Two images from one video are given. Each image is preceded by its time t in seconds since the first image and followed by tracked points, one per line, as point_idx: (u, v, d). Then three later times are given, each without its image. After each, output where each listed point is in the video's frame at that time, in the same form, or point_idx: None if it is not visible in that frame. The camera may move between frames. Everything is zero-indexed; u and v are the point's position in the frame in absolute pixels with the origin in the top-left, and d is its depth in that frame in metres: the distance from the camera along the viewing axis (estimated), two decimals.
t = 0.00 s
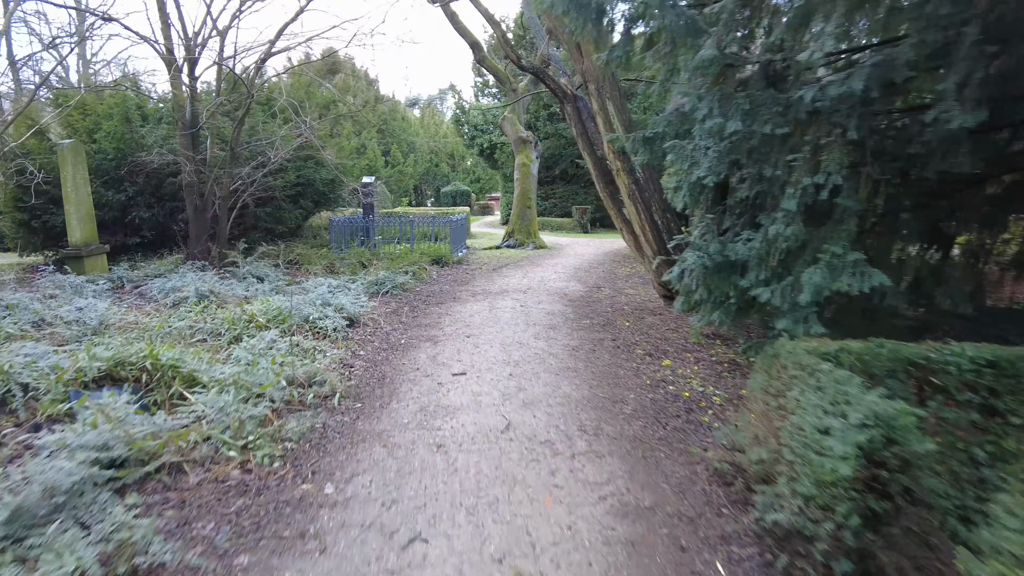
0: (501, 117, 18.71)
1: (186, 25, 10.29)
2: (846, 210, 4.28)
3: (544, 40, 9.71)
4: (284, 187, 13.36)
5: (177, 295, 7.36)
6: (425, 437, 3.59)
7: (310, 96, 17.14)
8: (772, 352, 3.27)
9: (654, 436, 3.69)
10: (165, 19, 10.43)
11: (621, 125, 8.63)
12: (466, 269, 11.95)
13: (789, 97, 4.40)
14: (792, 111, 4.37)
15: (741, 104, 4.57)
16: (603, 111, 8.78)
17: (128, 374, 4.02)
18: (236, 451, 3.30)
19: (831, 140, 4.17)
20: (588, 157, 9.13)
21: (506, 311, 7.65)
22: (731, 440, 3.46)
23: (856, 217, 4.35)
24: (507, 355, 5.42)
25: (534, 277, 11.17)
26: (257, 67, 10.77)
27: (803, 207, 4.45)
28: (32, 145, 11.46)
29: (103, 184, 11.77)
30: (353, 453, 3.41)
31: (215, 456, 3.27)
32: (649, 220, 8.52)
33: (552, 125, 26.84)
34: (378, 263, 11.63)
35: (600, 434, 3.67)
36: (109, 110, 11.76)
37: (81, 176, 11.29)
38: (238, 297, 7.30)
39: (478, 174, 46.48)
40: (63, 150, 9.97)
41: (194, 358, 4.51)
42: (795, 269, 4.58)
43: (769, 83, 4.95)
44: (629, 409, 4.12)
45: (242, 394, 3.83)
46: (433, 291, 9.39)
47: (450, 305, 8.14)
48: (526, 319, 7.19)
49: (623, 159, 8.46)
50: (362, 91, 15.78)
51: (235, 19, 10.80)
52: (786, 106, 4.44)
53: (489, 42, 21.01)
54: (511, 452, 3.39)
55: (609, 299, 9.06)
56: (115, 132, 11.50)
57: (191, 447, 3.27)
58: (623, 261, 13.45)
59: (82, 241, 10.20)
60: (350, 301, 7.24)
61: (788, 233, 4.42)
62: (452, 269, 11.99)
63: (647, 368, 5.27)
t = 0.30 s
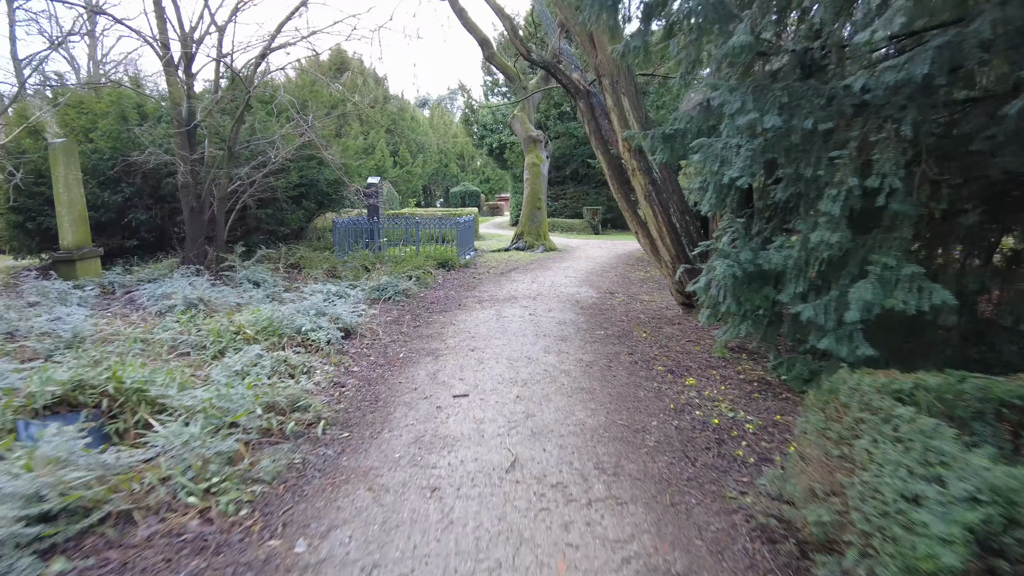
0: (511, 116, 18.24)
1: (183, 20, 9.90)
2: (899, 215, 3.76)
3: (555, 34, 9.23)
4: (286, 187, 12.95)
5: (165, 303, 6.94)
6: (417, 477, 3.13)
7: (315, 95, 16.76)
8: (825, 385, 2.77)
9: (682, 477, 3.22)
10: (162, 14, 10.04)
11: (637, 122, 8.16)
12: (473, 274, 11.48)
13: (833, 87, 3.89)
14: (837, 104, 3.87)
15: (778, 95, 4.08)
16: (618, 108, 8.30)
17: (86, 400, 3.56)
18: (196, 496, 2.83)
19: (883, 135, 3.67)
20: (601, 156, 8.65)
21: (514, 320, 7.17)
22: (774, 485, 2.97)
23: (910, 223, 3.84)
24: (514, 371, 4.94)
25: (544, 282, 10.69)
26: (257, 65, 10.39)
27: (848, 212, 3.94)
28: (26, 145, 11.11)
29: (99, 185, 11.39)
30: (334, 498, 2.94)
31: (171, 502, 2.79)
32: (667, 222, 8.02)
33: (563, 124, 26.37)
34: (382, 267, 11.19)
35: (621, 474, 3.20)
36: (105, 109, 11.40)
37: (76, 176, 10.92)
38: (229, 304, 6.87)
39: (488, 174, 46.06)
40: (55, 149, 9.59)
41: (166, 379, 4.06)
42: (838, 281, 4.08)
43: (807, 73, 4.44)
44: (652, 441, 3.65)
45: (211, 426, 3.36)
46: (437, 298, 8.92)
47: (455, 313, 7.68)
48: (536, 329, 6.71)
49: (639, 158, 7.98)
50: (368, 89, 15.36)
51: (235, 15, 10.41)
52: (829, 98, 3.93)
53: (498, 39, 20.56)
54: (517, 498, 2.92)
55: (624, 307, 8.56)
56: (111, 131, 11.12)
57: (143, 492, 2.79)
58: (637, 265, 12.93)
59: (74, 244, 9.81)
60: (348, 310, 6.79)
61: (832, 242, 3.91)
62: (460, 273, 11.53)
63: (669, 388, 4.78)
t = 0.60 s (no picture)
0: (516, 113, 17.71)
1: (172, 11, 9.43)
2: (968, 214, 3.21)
3: (562, 22, 8.70)
4: (282, 186, 12.46)
5: (142, 310, 6.44)
6: (400, 531, 2.61)
7: (314, 91, 16.27)
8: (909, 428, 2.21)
9: (718, 530, 2.70)
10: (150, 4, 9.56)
11: (650, 114, 7.65)
12: (475, 276, 10.95)
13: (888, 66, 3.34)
14: (892, 85, 3.32)
15: (822, 77, 3.54)
16: (629, 99, 7.77)
17: (15, 432, 3.01)
18: (127, 560, 2.25)
19: (949, 121, 3.13)
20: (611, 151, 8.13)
21: (519, 328, 6.64)
22: (834, 545, 2.43)
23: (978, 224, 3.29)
24: (518, 389, 4.42)
25: (550, 285, 10.15)
26: (248, 58, 9.91)
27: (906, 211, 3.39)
28: (9, 142, 10.64)
29: (87, 184, 10.92)
30: (298, 560, 2.41)
31: (95, 567, 2.21)
32: (682, 221, 7.48)
33: (569, 121, 25.86)
34: (380, 269, 10.68)
35: (644, 526, 2.69)
36: (93, 104, 10.94)
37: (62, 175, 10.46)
38: (211, 312, 6.37)
39: (492, 174, 45.55)
40: (37, 145, 9.11)
41: (117, 403, 3.52)
42: (891, 290, 3.54)
43: (851, 53, 3.90)
44: (678, 481, 3.12)
45: (159, 467, 2.80)
46: (437, 303, 8.40)
47: (455, 320, 7.15)
48: (542, 338, 6.18)
49: (652, 151, 7.45)
50: (368, 85, 14.87)
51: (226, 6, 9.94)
52: (883, 79, 3.38)
53: (503, 35, 20.05)
54: (521, 562, 2.39)
55: (635, 313, 8.02)
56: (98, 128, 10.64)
57: (60, 556, 2.21)
58: (647, 268, 12.37)
59: (57, 246, 9.34)
60: (338, 318, 6.29)
61: (887, 246, 3.37)
62: (462, 275, 11.00)
63: (693, 410, 4.25)
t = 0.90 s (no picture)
0: (528, 110, 17.23)
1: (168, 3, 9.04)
2: None
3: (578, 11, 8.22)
4: (285, 185, 12.04)
5: (127, 318, 6.01)
6: None
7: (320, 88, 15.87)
8: None
9: None
10: None
11: (671, 108, 7.16)
12: (484, 280, 10.47)
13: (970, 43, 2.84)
14: (976, 65, 2.82)
15: (889, 57, 3.04)
16: (650, 92, 7.29)
17: None
18: None
19: None
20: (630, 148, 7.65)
21: (532, 337, 6.16)
22: None
23: None
24: (533, 413, 3.93)
25: (564, 289, 9.66)
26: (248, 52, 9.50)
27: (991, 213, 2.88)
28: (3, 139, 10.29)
29: (83, 184, 10.55)
30: None
31: None
32: (707, 222, 6.97)
33: (580, 120, 25.38)
34: (385, 272, 10.22)
35: None
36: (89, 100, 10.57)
37: (56, 173, 10.08)
38: (201, 321, 5.93)
39: (502, 174, 45.08)
40: (27, 142, 8.72)
41: (73, 432, 3.07)
42: (970, 305, 3.03)
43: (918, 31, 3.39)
44: (725, 536, 2.63)
45: (105, 518, 2.35)
46: (444, 308, 7.93)
47: (463, 328, 6.67)
48: (557, 350, 5.69)
49: (675, 147, 6.96)
50: (375, 81, 14.46)
51: None
52: (964, 58, 2.87)
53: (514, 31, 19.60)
54: None
55: (655, 320, 7.51)
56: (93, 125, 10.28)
57: None
58: (664, 270, 11.87)
59: (49, 247, 8.97)
60: (337, 328, 5.83)
61: (968, 254, 2.86)
62: (470, 278, 10.54)
63: (731, 440, 3.76)
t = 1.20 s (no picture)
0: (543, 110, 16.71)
1: None
2: None
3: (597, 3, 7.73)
4: (292, 187, 11.64)
5: (112, 331, 5.59)
6: None
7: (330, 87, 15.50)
8: None
9: None
10: None
11: (699, 106, 6.67)
12: (497, 287, 10.00)
13: None
14: None
15: (985, 41, 2.53)
16: (676, 89, 6.80)
17: None
18: None
19: None
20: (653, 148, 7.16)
21: (548, 354, 5.67)
22: None
23: None
24: (550, 452, 3.44)
25: (580, 297, 9.16)
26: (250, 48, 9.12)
27: None
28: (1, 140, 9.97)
29: (83, 186, 10.21)
30: None
31: None
32: (738, 229, 6.47)
33: (596, 120, 24.89)
34: (393, 279, 9.77)
35: None
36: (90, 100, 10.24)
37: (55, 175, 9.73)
38: (190, 335, 5.50)
39: (517, 174, 44.63)
40: (22, 143, 8.34)
41: (16, 479, 2.63)
42: None
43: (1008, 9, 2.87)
44: None
45: None
46: (453, 319, 7.45)
47: (473, 342, 6.19)
48: (574, 369, 5.20)
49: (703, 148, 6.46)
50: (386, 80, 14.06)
51: None
52: None
53: (529, 29, 19.16)
54: None
55: (680, 333, 7.00)
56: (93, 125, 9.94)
57: None
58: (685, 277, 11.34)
59: (44, 252, 8.60)
60: (336, 344, 5.38)
61: None
62: (482, 285, 10.07)
63: (779, 487, 3.24)
